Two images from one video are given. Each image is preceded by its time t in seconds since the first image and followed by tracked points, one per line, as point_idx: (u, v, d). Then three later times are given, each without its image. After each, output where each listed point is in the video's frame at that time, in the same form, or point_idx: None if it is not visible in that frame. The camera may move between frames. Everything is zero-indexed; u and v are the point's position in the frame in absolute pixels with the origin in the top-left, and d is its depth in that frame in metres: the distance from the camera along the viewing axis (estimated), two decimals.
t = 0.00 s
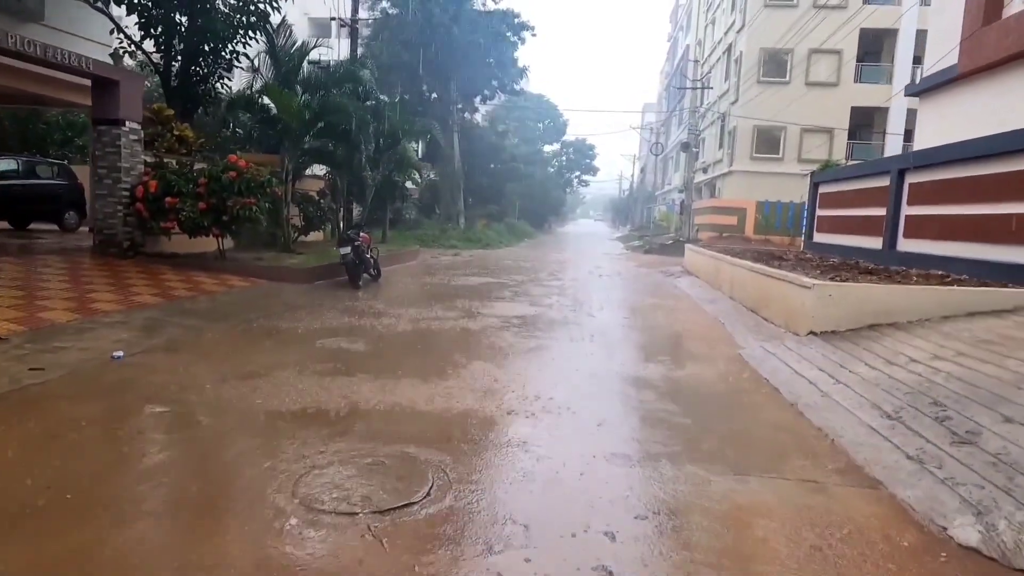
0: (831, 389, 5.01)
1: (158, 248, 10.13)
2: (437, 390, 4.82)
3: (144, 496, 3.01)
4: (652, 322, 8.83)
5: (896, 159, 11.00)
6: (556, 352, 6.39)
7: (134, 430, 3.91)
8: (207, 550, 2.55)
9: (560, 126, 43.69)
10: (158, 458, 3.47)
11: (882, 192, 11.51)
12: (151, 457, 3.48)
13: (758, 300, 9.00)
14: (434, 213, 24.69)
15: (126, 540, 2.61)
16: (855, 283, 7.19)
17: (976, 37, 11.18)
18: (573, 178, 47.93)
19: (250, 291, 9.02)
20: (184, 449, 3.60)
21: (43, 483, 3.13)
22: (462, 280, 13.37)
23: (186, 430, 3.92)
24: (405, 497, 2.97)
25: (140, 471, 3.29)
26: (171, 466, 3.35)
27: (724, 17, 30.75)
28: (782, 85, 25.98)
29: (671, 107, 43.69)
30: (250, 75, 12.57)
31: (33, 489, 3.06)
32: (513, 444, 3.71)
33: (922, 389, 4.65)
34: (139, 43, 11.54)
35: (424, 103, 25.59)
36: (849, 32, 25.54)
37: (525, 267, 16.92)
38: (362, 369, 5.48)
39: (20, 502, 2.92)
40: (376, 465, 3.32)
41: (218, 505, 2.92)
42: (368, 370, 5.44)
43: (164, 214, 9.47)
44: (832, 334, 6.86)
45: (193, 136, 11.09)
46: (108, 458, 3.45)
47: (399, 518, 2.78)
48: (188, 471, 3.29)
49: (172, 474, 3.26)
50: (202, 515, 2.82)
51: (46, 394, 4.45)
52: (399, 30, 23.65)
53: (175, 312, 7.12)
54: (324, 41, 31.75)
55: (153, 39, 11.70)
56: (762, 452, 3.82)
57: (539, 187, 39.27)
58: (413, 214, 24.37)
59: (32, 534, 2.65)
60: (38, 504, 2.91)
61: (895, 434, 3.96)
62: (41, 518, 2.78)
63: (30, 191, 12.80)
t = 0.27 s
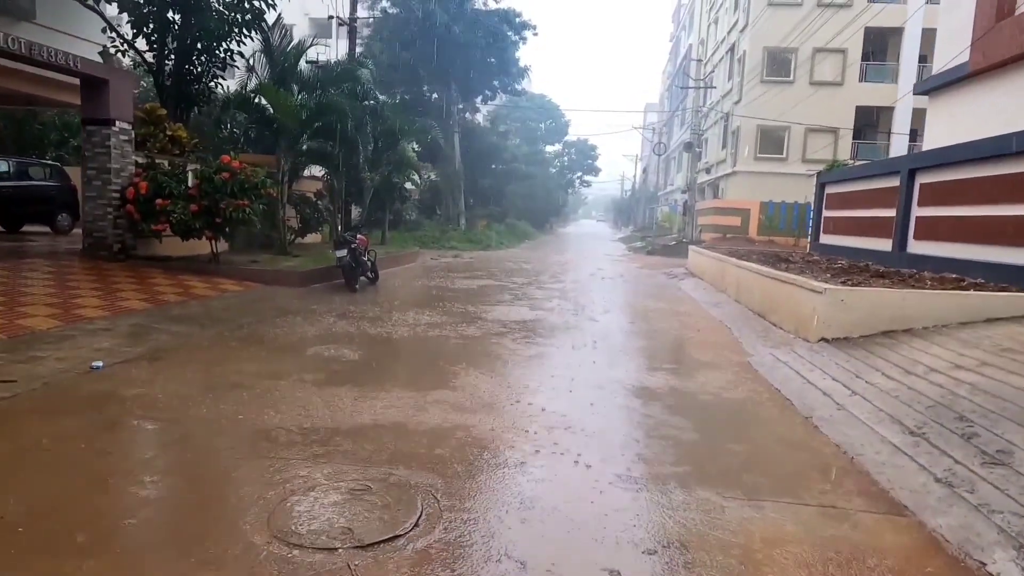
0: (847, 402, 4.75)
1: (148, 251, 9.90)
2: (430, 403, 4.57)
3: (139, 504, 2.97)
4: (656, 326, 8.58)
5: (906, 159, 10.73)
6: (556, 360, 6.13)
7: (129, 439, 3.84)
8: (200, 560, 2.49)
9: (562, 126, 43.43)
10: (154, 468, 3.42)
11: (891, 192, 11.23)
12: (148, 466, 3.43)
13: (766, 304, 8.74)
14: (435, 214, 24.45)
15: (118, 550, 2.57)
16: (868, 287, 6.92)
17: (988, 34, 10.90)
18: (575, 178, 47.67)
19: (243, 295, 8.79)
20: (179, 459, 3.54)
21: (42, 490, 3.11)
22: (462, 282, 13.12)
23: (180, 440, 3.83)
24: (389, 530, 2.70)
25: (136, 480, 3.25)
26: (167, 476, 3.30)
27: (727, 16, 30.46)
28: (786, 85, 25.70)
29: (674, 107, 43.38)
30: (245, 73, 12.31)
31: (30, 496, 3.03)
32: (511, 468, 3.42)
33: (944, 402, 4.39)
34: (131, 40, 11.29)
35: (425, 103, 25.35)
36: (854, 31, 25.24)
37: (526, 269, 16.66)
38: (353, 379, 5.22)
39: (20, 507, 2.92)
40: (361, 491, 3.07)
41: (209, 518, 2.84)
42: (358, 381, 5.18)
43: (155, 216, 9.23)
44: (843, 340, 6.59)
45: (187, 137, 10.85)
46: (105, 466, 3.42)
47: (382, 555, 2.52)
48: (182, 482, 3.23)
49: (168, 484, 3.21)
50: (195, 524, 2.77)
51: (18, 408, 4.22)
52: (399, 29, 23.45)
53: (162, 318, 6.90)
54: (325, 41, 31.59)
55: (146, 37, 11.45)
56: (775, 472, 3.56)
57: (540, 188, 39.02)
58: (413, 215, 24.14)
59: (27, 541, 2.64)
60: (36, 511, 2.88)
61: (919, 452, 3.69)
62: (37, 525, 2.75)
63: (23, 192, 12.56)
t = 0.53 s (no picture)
0: (861, 410, 4.50)
1: (137, 251, 9.65)
2: (420, 411, 4.32)
3: (127, 510, 2.86)
4: (658, 328, 8.32)
5: (914, 157, 10.46)
6: (554, 365, 5.88)
7: (117, 442, 3.72)
8: (194, 561, 2.45)
9: (563, 126, 43.18)
10: (144, 472, 3.31)
11: (898, 191, 10.98)
12: (139, 467, 3.37)
13: (771, 305, 8.48)
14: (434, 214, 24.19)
15: (105, 558, 2.47)
16: (878, 289, 6.66)
17: (998, 30, 10.63)
18: (576, 179, 47.41)
19: (233, 296, 8.55)
20: (169, 462, 3.42)
21: (26, 494, 3.00)
22: (459, 283, 12.88)
23: (171, 443, 3.72)
24: (367, 559, 2.45)
25: (131, 478, 3.21)
26: (161, 474, 3.27)
27: (729, 14, 30.19)
28: (788, 84, 25.44)
29: (675, 107, 43.11)
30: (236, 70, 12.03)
31: (22, 494, 2.98)
32: (503, 485, 3.16)
33: (966, 411, 4.13)
34: (121, 35, 11.04)
35: (424, 102, 25.10)
36: (857, 30, 24.97)
37: (525, 270, 16.40)
38: (340, 385, 4.97)
39: (17, 501, 2.91)
40: (342, 512, 2.82)
41: (200, 525, 2.74)
42: (346, 387, 4.94)
43: (142, 215, 8.97)
44: (853, 344, 6.33)
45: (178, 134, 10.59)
46: (93, 469, 3.31)
47: None
48: (176, 481, 3.19)
49: (163, 482, 3.17)
50: (191, 524, 2.73)
51: None
52: (398, 28, 23.23)
53: (146, 319, 6.66)
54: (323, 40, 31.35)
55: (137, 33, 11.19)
56: (789, 487, 3.31)
57: (541, 188, 38.79)
58: (411, 215, 23.89)
59: (9, 548, 2.53)
60: (30, 509, 2.84)
61: (944, 467, 3.44)
62: (32, 523, 2.72)
63: (12, 190, 12.29)
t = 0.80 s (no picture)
0: (873, 425, 4.23)
1: (121, 252, 9.39)
2: (403, 427, 4.04)
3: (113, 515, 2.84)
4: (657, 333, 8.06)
5: (920, 157, 10.18)
6: (548, 373, 5.60)
7: (87, 455, 3.53)
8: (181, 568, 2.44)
9: (563, 125, 42.90)
10: (125, 478, 3.24)
11: (904, 192, 10.70)
12: (126, 470, 3.34)
13: (774, 309, 8.21)
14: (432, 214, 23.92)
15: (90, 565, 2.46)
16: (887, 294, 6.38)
17: (1008, 26, 10.33)
18: (576, 178, 47.14)
19: (218, 299, 8.28)
20: (143, 477, 3.25)
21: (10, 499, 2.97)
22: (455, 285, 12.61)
23: (148, 453, 3.56)
24: None
25: (119, 481, 3.19)
26: (149, 478, 3.24)
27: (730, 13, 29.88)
28: (790, 83, 25.14)
29: (676, 106, 42.78)
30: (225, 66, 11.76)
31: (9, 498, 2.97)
32: (486, 517, 2.88)
33: (987, 429, 3.86)
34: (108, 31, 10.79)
35: (422, 100, 24.81)
36: (859, 28, 24.64)
37: (523, 271, 16.13)
38: (321, 397, 4.71)
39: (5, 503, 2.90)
40: (304, 550, 2.57)
41: (172, 545, 2.61)
42: (327, 399, 4.66)
43: (126, 215, 8.70)
44: (861, 352, 6.05)
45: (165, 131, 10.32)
46: (76, 474, 3.27)
47: None
48: (163, 485, 3.16)
49: (152, 485, 3.15)
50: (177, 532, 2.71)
51: None
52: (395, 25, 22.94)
53: (125, 324, 6.40)
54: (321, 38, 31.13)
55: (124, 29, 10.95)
56: (799, 514, 3.04)
57: (540, 188, 38.51)
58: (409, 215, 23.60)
59: None
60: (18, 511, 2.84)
61: (967, 493, 3.17)
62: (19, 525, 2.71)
63: None
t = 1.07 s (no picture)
0: (891, 434, 3.98)
1: (109, 251, 9.16)
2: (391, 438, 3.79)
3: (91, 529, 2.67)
4: (660, 334, 7.81)
5: (930, 153, 9.90)
6: (546, 377, 5.35)
7: (60, 464, 3.33)
8: None
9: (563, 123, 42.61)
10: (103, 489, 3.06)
11: (913, 189, 10.43)
12: (105, 479, 3.15)
13: (781, 309, 7.95)
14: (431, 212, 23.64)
15: None
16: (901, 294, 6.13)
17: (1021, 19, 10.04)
18: (577, 177, 46.84)
19: (208, 299, 8.04)
20: (119, 489, 3.05)
21: None
22: (454, 284, 12.36)
23: (128, 462, 3.37)
24: None
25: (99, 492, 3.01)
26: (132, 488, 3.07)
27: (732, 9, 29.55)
28: (793, 80, 24.84)
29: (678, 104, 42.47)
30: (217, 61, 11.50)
31: None
32: (477, 539, 2.65)
33: (1015, 439, 3.61)
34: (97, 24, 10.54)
35: (420, 97, 24.52)
36: (864, 24, 24.31)
37: (523, 270, 15.86)
38: (307, 403, 4.46)
39: None
40: None
41: (154, 560, 2.47)
42: (313, 406, 4.42)
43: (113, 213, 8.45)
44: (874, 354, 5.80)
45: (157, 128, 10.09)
46: (55, 482, 3.10)
47: None
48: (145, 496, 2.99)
49: (134, 496, 2.98)
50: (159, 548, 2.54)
51: None
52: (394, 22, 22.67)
53: (107, 325, 6.16)
54: (320, 36, 30.88)
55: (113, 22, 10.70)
56: (819, 534, 2.81)
57: (540, 186, 38.22)
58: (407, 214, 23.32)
59: None
60: None
61: (1000, 511, 2.93)
62: None
63: None
